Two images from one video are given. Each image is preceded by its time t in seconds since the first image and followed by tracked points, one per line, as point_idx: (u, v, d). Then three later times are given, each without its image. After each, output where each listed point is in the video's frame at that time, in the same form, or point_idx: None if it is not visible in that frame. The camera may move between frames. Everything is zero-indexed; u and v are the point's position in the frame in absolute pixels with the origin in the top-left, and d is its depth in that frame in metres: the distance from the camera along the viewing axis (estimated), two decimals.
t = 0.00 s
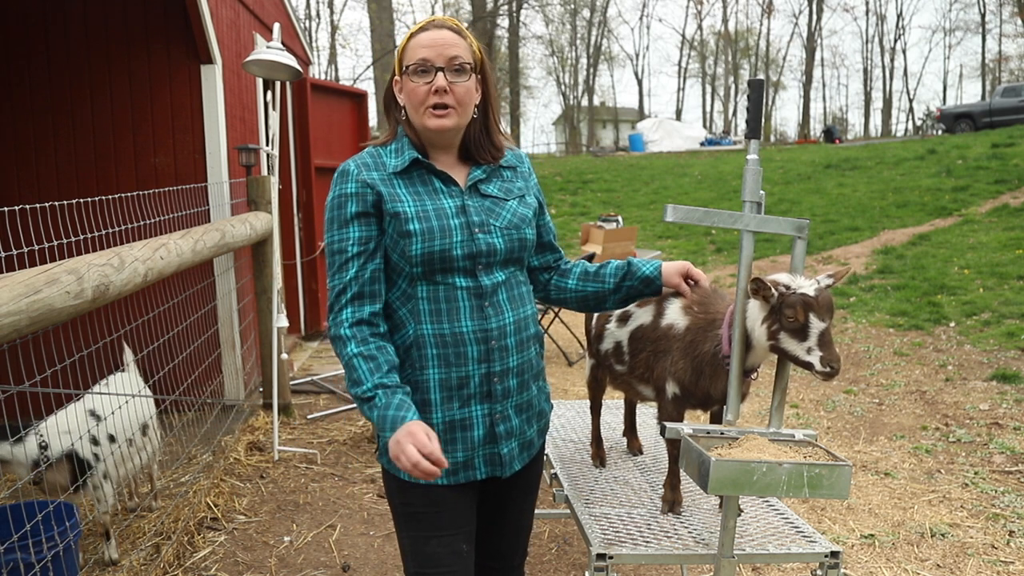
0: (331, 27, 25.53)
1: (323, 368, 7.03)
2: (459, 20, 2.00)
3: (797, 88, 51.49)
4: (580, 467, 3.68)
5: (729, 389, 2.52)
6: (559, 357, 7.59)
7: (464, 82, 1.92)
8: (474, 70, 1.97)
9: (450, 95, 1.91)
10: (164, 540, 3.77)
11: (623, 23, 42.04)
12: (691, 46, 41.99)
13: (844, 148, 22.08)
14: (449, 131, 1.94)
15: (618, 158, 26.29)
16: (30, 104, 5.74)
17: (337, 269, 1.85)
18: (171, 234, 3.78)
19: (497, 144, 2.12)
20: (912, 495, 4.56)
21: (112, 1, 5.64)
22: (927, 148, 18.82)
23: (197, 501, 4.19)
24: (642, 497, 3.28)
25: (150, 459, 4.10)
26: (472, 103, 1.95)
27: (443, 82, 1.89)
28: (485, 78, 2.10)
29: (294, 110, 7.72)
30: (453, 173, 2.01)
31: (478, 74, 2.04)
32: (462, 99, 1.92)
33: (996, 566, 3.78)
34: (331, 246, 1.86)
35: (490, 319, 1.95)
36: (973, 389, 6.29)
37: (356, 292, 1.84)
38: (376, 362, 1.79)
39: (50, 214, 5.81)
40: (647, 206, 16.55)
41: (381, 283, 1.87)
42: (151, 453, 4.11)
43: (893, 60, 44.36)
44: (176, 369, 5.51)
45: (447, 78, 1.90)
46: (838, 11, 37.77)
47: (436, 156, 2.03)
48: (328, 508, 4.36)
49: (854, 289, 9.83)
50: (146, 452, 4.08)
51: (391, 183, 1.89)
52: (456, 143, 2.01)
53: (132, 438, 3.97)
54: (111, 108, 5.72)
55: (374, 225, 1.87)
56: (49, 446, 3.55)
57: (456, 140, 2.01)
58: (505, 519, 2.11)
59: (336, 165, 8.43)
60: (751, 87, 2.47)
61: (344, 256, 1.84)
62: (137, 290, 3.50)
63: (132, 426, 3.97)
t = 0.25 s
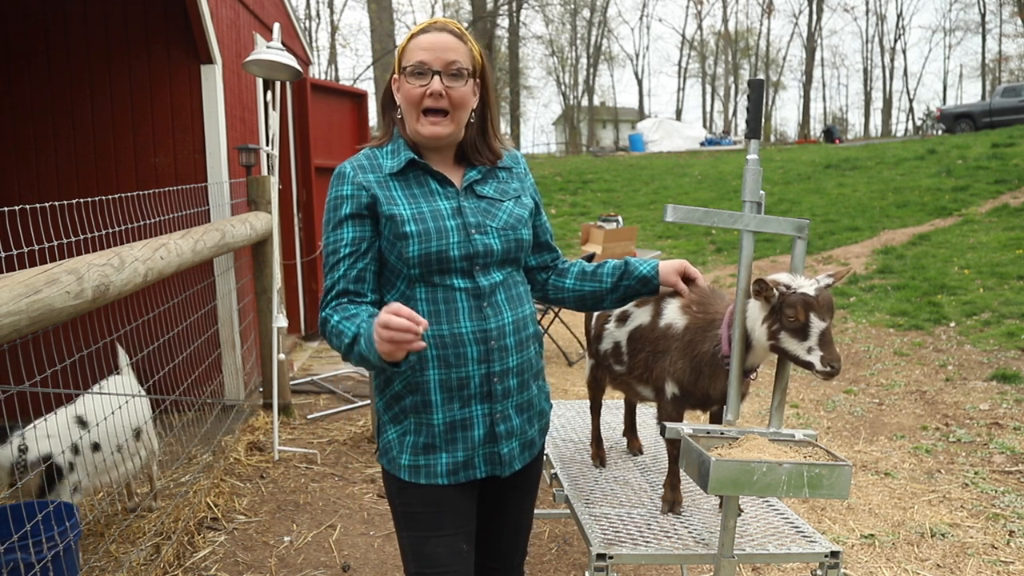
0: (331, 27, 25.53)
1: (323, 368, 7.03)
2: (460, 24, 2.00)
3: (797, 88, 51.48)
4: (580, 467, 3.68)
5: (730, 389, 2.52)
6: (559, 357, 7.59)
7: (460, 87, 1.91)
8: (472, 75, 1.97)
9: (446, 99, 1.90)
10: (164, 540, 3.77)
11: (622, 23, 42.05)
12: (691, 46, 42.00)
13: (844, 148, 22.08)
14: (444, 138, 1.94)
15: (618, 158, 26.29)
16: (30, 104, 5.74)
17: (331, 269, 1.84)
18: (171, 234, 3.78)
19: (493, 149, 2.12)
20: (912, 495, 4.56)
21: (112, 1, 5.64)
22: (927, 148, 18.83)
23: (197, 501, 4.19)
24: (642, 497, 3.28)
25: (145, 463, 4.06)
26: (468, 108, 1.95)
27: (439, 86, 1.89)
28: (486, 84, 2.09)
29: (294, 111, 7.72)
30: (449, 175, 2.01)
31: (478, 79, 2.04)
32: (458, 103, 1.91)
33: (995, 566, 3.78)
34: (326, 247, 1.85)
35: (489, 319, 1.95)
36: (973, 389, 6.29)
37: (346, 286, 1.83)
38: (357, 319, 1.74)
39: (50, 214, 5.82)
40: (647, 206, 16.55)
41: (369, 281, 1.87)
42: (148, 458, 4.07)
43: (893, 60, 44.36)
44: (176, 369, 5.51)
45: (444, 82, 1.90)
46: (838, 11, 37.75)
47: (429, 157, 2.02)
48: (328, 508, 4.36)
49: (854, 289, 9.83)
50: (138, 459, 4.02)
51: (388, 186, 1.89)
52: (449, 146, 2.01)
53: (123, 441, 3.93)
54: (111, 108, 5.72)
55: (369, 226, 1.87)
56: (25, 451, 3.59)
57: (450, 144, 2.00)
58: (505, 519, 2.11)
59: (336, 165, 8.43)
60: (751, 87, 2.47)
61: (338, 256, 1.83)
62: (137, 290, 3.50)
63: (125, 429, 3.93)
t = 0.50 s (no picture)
0: (331, 27, 25.53)
1: (323, 368, 7.03)
2: (468, 35, 1.99)
3: (797, 88, 51.48)
4: (580, 467, 3.68)
5: (729, 389, 2.52)
6: (559, 357, 7.59)
7: (463, 102, 1.91)
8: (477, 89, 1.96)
9: (448, 115, 1.90)
10: (164, 541, 3.76)
11: (622, 23, 42.06)
12: (691, 46, 42.01)
13: (844, 148, 22.08)
14: (446, 148, 1.95)
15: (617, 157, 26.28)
16: (30, 104, 5.74)
17: (330, 272, 1.85)
18: (171, 234, 3.78)
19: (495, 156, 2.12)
20: (912, 495, 4.56)
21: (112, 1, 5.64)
22: (927, 148, 18.82)
23: (197, 501, 4.18)
24: (642, 497, 3.28)
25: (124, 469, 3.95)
26: (470, 122, 1.95)
27: (442, 102, 1.89)
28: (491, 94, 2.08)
29: (294, 111, 7.71)
30: (447, 179, 2.01)
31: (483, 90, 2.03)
32: (460, 118, 1.91)
33: (995, 566, 3.78)
34: (326, 251, 1.86)
35: (486, 320, 1.95)
36: (973, 389, 6.29)
37: (348, 290, 1.84)
38: (360, 328, 1.76)
39: (50, 214, 5.82)
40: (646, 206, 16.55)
41: (372, 283, 1.88)
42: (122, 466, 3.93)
43: (893, 60, 44.38)
44: (176, 369, 5.51)
45: (447, 97, 1.90)
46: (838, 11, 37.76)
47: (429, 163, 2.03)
48: (328, 508, 4.36)
49: (854, 289, 9.83)
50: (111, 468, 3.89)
51: (385, 189, 1.89)
52: (449, 155, 2.01)
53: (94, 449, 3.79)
54: (111, 108, 5.72)
55: (369, 228, 1.88)
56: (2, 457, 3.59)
57: (451, 153, 2.01)
58: (505, 519, 2.11)
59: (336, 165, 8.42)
60: (751, 87, 2.47)
61: (338, 260, 1.84)
62: (137, 290, 3.50)
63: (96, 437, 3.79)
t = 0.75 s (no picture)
0: (331, 26, 25.53)
1: (323, 368, 7.03)
2: (459, 27, 2.00)
3: (797, 88, 51.47)
4: (580, 467, 3.68)
5: (729, 389, 2.52)
6: (559, 357, 7.59)
7: (462, 90, 1.92)
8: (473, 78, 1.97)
9: (448, 103, 1.90)
10: (164, 540, 3.76)
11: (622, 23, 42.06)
12: (691, 46, 42.03)
13: (844, 148, 22.08)
14: (445, 136, 1.94)
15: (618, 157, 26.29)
16: (30, 104, 5.74)
17: (329, 273, 1.85)
18: (171, 234, 3.78)
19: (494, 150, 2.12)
20: (912, 495, 4.56)
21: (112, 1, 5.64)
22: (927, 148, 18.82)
23: (197, 501, 4.18)
24: (642, 497, 3.28)
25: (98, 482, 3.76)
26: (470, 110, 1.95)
27: (441, 92, 1.89)
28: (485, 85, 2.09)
29: (294, 111, 7.71)
30: (447, 179, 2.01)
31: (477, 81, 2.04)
32: (460, 106, 1.92)
33: (996, 566, 3.78)
34: (325, 251, 1.86)
35: (486, 321, 1.95)
36: (973, 389, 6.29)
37: (345, 292, 1.84)
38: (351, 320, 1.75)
39: (50, 214, 5.82)
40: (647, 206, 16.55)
41: (368, 283, 1.88)
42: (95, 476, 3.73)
43: (893, 60, 44.38)
44: (176, 370, 5.51)
45: (446, 87, 1.90)
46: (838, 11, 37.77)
47: (429, 158, 2.03)
48: (328, 508, 4.36)
49: (854, 289, 9.83)
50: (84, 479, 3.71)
51: (385, 191, 1.89)
52: (449, 148, 2.02)
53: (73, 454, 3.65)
54: (111, 108, 5.72)
55: (368, 230, 1.88)
56: None
57: (451, 145, 2.01)
58: (504, 519, 2.11)
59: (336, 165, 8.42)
60: (751, 87, 2.47)
61: (336, 261, 1.84)
62: (137, 290, 3.49)
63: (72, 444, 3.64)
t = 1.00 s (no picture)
0: (331, 26, 25.53)
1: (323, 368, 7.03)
2: (432, 22, 1.99)
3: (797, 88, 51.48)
4: (580, 467, 3.68)
5: (730, 389, 2.52)
6: (559, 357, 7.59)
7: (459, 82, 1.92)
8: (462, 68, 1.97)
9: (450, 98, 1.90)
10: (164, 540, 3.76)
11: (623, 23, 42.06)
12: (691, 46, 42.04)
13: (844, 148, 22.08)
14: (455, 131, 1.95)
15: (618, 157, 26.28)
16: (30, 104, 5.74)
17: (330, 273, 1.86)
18: (171, 234, 3.78)
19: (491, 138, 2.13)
20: (912, 495, 4.56)
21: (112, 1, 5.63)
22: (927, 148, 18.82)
23: (197, 501, 4.18)
24: (642, 497, 3.28)
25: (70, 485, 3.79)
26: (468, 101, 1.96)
27: (441, 89, 1.89)
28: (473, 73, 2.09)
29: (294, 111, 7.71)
30: (449, 178, 2.01)
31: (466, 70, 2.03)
32: (460, 100, 1.92)
33: (996, 566, 3.78)
34: (326, 251, 1.87)
35: (488, 321, 1.95)
36: (973, 389, 6.29)
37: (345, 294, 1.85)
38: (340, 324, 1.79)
39: (50, 214, 5.82)
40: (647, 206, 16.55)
41: (368, 284, 1.89)
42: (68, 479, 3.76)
43: (893, 60, 44.39)
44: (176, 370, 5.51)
45: (444, 83, 1.90)
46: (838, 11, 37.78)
47: (432, 158, 2.03)
48: (328, 508, 4.36)
49: (854, 289, 9.83)
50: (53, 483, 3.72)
51: (389, 191, 1.90)
52: (453, 144, 2.02)
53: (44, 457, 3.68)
54: (111, 108, 5.72)
55: (370, 231, 1.89)
56: None
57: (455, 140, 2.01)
58: (504, 519, 2.11)
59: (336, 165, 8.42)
60: (752, 87, 2.47)
61: (337, 261, 1.85)
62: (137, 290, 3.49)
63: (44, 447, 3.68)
